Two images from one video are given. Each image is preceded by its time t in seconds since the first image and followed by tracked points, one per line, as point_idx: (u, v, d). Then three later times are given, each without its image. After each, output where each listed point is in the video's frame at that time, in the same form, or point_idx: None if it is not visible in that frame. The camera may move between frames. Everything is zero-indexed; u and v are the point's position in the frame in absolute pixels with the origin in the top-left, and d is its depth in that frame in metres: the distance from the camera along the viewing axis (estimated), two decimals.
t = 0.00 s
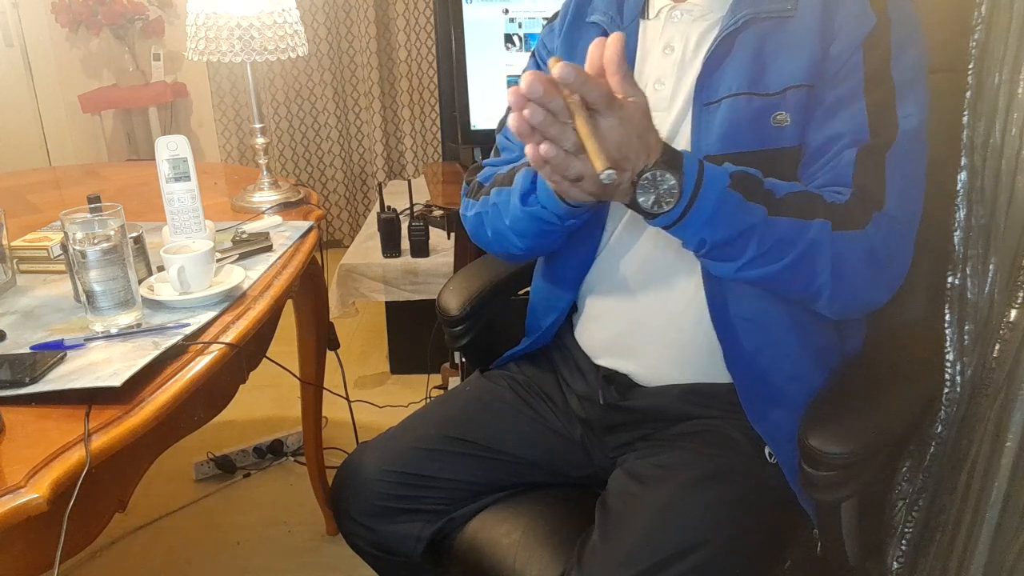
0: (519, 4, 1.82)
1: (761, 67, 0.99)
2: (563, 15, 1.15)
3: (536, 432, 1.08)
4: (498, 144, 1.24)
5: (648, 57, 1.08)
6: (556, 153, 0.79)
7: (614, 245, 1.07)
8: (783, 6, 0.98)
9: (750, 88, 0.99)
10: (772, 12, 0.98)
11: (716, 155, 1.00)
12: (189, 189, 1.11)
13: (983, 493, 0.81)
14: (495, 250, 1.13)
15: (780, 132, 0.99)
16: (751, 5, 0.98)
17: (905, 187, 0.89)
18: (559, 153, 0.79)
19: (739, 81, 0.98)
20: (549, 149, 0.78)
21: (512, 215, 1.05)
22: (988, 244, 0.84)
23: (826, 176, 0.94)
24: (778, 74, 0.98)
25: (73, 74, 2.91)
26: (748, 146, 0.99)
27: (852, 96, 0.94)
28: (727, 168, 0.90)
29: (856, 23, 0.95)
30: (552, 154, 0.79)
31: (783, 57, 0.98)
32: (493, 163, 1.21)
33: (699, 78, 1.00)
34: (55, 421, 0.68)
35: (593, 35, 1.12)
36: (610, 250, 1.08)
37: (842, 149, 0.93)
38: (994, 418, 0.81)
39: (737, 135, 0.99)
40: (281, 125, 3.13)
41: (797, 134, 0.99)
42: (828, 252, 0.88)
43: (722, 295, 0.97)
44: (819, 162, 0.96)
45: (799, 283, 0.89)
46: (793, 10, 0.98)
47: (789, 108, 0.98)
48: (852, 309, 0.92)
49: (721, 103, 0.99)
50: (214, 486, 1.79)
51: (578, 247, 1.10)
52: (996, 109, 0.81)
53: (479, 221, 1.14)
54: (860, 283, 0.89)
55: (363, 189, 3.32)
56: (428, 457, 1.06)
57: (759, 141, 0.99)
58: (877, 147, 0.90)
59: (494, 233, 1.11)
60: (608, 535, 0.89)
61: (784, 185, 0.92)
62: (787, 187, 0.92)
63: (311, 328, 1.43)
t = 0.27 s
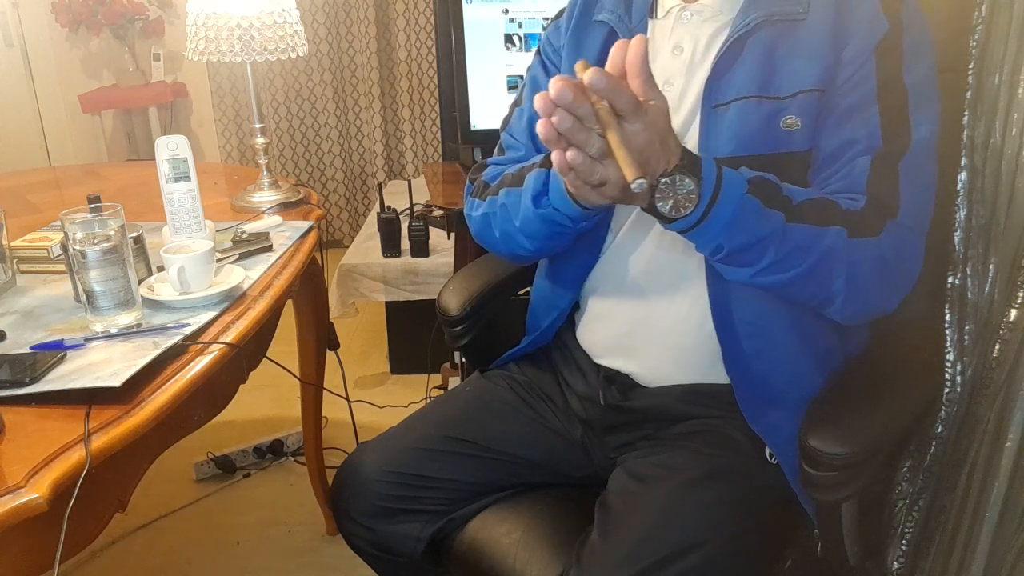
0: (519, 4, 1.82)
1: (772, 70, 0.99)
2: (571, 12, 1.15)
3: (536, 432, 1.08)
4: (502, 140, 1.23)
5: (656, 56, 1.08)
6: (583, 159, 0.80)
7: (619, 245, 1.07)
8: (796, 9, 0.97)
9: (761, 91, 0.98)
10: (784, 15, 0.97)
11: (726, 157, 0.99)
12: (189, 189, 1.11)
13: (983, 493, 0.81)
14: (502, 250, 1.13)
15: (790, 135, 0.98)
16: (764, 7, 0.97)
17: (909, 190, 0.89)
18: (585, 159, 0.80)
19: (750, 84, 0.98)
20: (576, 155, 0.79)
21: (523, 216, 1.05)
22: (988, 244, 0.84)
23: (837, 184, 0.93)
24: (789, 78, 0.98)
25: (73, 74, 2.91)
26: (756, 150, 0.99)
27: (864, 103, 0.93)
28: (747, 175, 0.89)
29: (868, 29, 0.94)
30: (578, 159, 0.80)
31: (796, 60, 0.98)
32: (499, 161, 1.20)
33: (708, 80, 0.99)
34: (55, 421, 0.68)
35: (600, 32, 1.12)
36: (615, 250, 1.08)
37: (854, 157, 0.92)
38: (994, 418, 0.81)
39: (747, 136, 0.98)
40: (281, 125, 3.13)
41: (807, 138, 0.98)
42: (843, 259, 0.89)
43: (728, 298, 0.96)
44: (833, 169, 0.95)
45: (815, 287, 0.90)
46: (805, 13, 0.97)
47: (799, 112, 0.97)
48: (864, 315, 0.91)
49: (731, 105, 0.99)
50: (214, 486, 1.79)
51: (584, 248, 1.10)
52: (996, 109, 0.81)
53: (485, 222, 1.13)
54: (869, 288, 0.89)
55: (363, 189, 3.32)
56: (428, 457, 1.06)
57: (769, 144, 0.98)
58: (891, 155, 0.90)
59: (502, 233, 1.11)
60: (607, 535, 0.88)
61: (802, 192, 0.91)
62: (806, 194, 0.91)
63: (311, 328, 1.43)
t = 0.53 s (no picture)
0: (519, 4, 1.82)
1: (780, 71, 0.98)
2: (575, 10, 1.14)
3: (536, 433, 1.08)
4: (505, 141, 1.23)
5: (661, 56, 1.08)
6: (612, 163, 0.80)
7: (622, 247, 1.07)
8: (803, 9, 0.97)
9: (767, 93, 0.97)
10: (792, 15, 0.96)
11: (732, 158, 0.99)
12: (189, 189, 1.11)
13: (983, 493, 0.81)
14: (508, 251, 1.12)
15: (796, 138, 0.97)
16: (772, 7, 0.97)
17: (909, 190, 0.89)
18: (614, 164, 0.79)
19: (756, 85, 0.97)
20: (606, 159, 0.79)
21: (535, 217, 1.05)
22: (988, 244, 0.84)
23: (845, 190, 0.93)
24: (796, 80, 0.97)
25: (73, 74, 2.91)
26: (762, 152, 0.98)
27: (872, 107, 0.93)
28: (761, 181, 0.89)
29: (876, 31, 0.93)
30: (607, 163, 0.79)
31: (803, 61, 0.97)
32: (504, 162, 1.21)
33: (714, 80, 0.99)
34: (55, 421, 0.68)
35: (605, 32, 1.11)
36: (618, 249, 1.07)
37: (861, 164, 0.93)
38: (994, 419, 0.81)
39: (752, 138, 0.98)
40: (281, 125, 3.13)
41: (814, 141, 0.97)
42: (857, 265, 0.88)
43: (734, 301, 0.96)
44: (843, 171, 0.95)
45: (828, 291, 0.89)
46: (812, 14, 0.96)
47: (806, 115, 0.96)
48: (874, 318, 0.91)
49: (737, 106, 0.98)
50: (214, 486, 1.79)
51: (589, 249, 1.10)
52: (996, 110, 0.81)
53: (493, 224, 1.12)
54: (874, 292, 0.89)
55: (363, 189, 3.32)
56: (428, 457, 1.06)
57: (775, 146, 0.98)
58: (902, 164, 0.90)
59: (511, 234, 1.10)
60: (607, 535, 0.88)
61: (815, 198, 0.91)
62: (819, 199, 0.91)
63: (311, 328, 1.43)
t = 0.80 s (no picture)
0: (519, 4, 1.82)
1: (782, 73, 1.01)
2: (575, 11, 1.15)
3: (535, 433, 1.09)
4: (505, 143, 1.23)
5: (662, 56, 1.09)
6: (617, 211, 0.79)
7: (625, 253, 1.07)
8: (804, 12, 0.99)
9: (770, 94, 1.00)
10: (794, 18, 0.99)
11: (734, 161, 1.01)
12: (189, 189, 1.11)
13: (983, 493, 0.81)
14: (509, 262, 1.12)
15: (798, 141, 1.00)
16: (774, 10, 0.99)
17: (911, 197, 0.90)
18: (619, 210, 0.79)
19: (758, 87, 1.00)
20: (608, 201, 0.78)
21: (535, 241, 1.05)
22: (988, 244, 0.84)
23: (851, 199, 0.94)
24: (797, 83, 1.00)
25: (73, 74, 2.91)
26: (765, 153, 1.00)
27: (876, 109, 0.95)
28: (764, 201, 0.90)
29: (878, 32, 0.96)
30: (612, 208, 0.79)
31: (805, 64, 0.99)
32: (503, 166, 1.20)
33: (716, 83, 1.02)
34: (55, 421, 0.68)
35: (605, 33, 1.12)
36: (621, 251, 1.08)
37: (863, 168, 0.94)
38: (994, 418, 0.81)
39: (755, 139, 1.00)
40: (281, 125, 3.13)
41: (816, 143, 0.99)
42: (860, 279, 0.90)
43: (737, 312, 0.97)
44: (842, 175, 0.96)
45: (835, 301, 0.91)
46: (814, 16, 0.99)
47: (808, 118, 0.99)
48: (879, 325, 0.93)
49: (739, 107, 1.01)
50: (214, 486, 1.79)
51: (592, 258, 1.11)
52: (996, 109, 0.81)
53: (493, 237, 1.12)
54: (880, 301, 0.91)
55: (363, 189, 3.32)
56: (428, 458, 1.06)
57: (777, 149, 1.01)
58: (904, 168, 0.91)
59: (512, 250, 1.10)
60: (607, 535, 0.88)
61: (818, 213, 0.91)
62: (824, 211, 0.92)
63: (311, 328, 1.43)
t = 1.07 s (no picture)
0: (519, 4, 1.82)
1: (772, 73, 1.00)
2: (573, 15, 1.15)
3: (535, 433, 1.08)
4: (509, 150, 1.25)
5: (656, 58, 1.08)
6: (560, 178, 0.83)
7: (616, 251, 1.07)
8: (796, 11, 0.98)
9: (760, 94, 0.99)
10: (785, 17, 0.98)
11: (725, 160, 1.00)
12: (189, 189, 1.11)
13: (983, 493, 0.81)
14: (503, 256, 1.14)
15: (787, 139, 0.98)
16: (765, 9, 0.98)
17: (893, 196, 0.87)
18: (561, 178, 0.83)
19: (749, 87, 0.99)
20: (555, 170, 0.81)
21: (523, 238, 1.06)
22: (988, 244, 0.84)
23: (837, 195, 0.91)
24: (788, 83, 0.98)
25: (73, 74, 2.91)
26: (756, 152, 0.99)
27: (863, 108, 0.92)
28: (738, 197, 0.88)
29: (868, 32, 0.93)
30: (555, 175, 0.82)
31: (796, 63, 0.98)
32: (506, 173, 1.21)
33: (708, 82, 1.01)
34: (55, 421, 0.68)
35: (602, 36, 1.12)
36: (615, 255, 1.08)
37: (848, 168, 0.93)
38: (994, 418, 0.81)
39: (745, 139, 0.99)
40: (281, 125, 3.13)
41: (805, 142, 0.98)
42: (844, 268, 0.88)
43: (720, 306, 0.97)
44: (829, 175, 0.95)
45: (806, 301, 0.90)
46: (805, 15, 0.98)
47: (797, 117, 0.97)
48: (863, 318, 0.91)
49: (730, 107, 1.00)
50: (214, 486, 1.79)
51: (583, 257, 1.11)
52: (996, 109, 0.81)
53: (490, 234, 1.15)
54: (858, 294, 0.89)
55: (363, 189, 3.32)
56: (428, 458, 1.05)
57: (767, 148, 0.99)
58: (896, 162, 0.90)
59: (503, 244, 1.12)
60: (607, 535, 0.88)
61: (794, 212, 0.90)
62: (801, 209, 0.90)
63: (311, 329, 1.43)
